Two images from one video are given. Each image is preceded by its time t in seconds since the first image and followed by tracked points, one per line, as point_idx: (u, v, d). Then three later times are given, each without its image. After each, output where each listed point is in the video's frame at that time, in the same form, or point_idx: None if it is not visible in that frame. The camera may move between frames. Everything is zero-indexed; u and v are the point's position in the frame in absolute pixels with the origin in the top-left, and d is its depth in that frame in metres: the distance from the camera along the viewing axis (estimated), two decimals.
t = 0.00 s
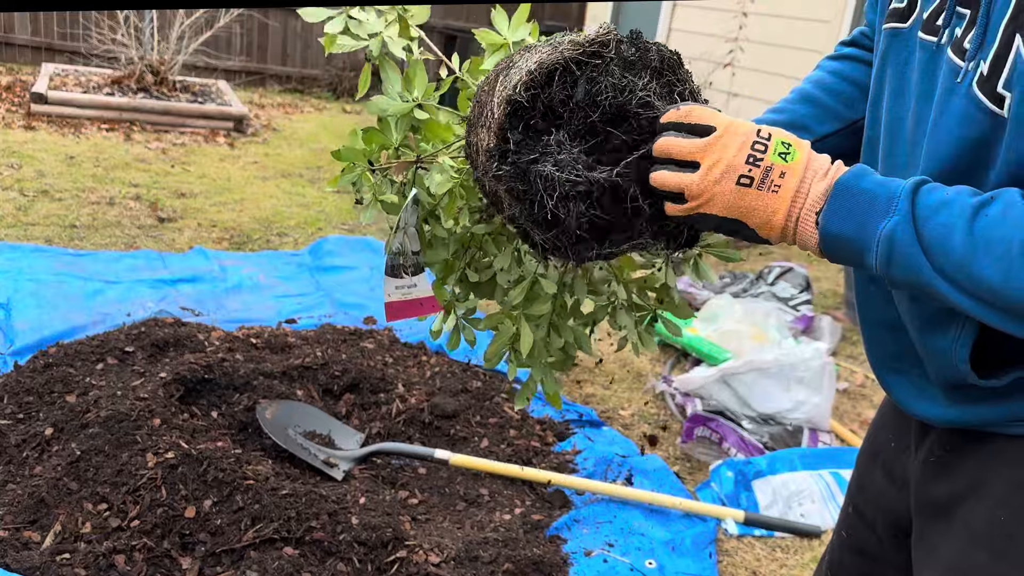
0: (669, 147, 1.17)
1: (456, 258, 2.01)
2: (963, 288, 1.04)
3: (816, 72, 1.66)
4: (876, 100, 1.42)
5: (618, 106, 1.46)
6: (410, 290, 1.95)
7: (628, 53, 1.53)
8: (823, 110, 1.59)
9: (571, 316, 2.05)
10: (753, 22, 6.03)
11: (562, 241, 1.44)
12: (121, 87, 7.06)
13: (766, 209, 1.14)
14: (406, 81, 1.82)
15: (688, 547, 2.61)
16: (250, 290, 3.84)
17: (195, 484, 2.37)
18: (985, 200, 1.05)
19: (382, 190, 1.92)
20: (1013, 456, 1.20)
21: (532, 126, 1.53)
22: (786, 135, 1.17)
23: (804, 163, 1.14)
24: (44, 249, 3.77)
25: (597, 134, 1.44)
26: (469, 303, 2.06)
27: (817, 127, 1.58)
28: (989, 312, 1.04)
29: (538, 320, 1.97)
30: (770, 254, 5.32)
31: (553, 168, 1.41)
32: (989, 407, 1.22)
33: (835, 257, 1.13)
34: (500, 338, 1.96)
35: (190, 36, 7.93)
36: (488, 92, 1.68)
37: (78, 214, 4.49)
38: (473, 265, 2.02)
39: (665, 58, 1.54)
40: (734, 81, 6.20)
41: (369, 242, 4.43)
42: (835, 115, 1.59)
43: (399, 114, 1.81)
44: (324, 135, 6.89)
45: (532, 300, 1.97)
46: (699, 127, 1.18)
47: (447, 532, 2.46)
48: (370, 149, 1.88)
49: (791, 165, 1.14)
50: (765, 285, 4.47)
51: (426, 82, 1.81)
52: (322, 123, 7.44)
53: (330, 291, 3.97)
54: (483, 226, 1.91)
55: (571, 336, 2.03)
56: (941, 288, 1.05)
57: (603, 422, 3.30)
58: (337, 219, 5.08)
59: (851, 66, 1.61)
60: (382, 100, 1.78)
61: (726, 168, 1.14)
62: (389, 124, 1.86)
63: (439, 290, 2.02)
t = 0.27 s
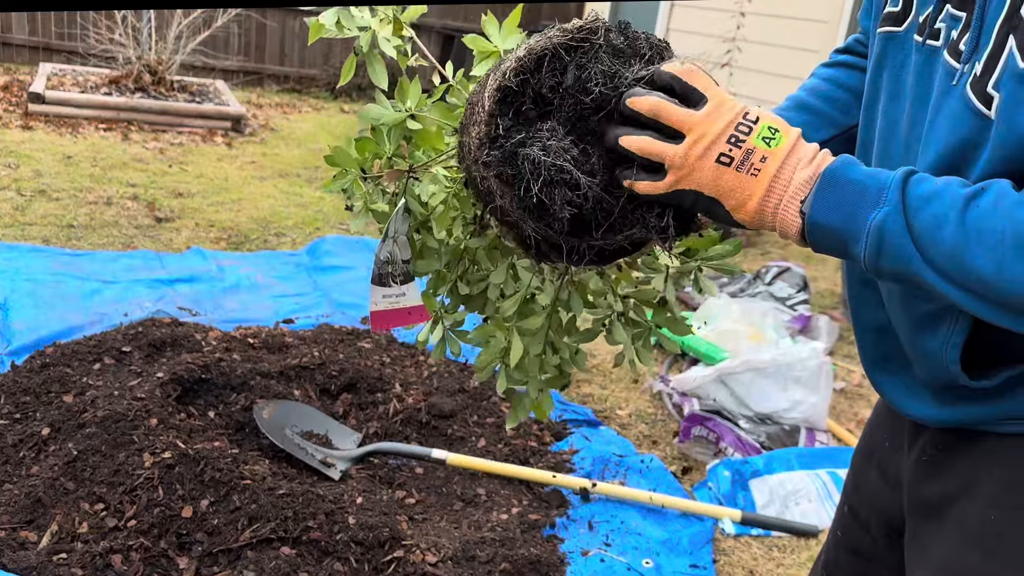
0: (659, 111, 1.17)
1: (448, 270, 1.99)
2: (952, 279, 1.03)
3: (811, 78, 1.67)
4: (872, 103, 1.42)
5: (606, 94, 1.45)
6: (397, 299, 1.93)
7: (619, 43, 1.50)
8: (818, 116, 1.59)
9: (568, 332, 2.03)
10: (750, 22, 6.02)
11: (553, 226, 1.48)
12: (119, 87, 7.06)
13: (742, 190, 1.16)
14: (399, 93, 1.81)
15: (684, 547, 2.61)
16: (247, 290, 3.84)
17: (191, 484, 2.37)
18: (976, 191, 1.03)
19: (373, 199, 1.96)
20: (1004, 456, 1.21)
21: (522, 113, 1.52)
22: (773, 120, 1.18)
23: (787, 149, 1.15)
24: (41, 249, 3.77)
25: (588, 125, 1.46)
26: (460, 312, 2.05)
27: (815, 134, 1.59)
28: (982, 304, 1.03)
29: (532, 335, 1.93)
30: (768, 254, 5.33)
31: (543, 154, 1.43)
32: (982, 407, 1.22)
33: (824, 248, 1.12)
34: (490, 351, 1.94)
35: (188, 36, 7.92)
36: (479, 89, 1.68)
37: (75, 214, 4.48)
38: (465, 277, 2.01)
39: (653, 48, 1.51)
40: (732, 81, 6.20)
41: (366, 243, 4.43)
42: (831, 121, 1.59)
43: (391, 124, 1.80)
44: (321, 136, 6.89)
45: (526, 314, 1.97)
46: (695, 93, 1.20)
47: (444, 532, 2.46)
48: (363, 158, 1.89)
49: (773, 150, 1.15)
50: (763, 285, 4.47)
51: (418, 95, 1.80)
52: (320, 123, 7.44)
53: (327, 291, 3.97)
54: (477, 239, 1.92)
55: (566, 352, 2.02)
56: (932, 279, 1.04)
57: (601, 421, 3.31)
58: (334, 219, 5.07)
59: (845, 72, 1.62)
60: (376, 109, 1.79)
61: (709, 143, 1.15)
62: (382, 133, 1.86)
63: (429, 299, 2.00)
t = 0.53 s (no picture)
0: (671, 90, 1.17)
1: (435, 255, 1.98)
2: (938, 269, 1.03)
3: (805, 78, 1.67)
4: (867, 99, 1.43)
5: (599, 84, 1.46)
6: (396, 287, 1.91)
7: (612, 34, 1.52)
8: (813, 116, 1.59)
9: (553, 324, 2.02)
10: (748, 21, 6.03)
11: (542, 218, 1.46)
12: (116, 86, 7.04)
13: (740, 178, 1.14)
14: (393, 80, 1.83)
15: (683, 546, 2.61)
16: (245, 289, 3.83)
17: (189, 483, 2.37)
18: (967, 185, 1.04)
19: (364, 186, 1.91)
20: (998, 454, 1.21)
21: (513, 103, 1.53)
22: (781, 114, 1.18)
23: (789, 143, 1.14)
24: (38, 248, 3.77)
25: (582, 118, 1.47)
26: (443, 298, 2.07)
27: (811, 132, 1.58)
28: (973, 301, 1.03)
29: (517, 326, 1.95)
30: (765, 253, 5.33)
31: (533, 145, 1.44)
32: (976, 405, 1.23)
33: (818, 246, 1.14)
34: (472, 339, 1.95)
35: (185, 35, 7.91)
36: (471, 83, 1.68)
37: (73, 213, 4.48)
38: (451, 265, 2.01)
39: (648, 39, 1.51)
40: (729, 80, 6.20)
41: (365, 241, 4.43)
42: (826, 119, 1.59)
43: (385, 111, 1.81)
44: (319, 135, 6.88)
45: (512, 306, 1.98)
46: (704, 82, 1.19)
47: (442, 530, 2.46)
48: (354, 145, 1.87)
49: (774, 143, 1.14)
50: (761, 284, 4.48)
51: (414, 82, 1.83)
52: (317, 122, 7.43)
53: (325, 290, 3.97)
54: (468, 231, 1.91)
55: (551, 345, 2.01)
56: (923, 276, 1.05)
57: (599, 420, 3.31)
58: (332, 218, 5.07)
59: (839, 72, 1.62)
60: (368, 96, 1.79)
61: (713, 127, 1.15)
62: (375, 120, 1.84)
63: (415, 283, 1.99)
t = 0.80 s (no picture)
0: (631, 62, 1.19)
1: (438, 270, 2.02)
2: (914, 236, 1.03)
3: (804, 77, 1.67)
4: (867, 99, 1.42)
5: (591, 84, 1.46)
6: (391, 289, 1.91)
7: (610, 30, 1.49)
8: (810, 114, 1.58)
9: (558, 330, 2.02)
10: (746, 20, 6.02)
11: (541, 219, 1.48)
12: (113, 85, 7.03)
13: (710, 142, 1.15)
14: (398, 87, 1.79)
15: (680, 545, 2.62)
16: (242, 288, 3.83)
17: (187, 481, 2.37)
18: (946, 151, 1.03)
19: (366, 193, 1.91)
20: (996, 451, 1.22)
21: (508, 105, 1.53)
22: (746, 74, 1.18)
23: (757, 102, 1.14)
24: (36, 247, 3.76)
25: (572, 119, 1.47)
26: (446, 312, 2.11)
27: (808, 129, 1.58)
28: (947, 268, 1.03)
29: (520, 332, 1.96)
30: (764, 252, 5.34)
31: (526, 147, 1.46)
32: (971, 399, 1.23)
33: (792, 205, 1.12)
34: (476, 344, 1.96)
35: (183, 34, 7.90)
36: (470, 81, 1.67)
37: (70, 211, 4.47)
38: (455, 276, 2.05)
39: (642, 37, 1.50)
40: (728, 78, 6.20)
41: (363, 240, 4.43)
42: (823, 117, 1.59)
43: (388, 117, 1.77)
44: (317, 134, 6.88)
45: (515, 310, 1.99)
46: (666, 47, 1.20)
47: (440, 529, 2.46)
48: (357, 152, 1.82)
49: (743, 102, 1.14)
50: (758, 282, 4.48)
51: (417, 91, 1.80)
52: (315, 121, 7.43)
53: (323, 288, 3.97)
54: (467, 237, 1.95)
55: (554, 348, 2.01)
56: (897, 242, 1.04)
57: (597, 419, 3.31)
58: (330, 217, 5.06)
59: (836, 71, 1.62)
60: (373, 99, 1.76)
61: (679, 94, 1.16)
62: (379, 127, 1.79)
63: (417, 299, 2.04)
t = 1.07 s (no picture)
0: (637, 47, 1.16)
1: (438, 266, 2.00)
2: (915, 234, 1.03)
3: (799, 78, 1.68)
4: (861, 95, 1.43)
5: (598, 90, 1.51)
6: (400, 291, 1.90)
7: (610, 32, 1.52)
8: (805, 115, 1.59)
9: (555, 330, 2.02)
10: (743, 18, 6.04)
11: (546, 215, 1.53)
12: (111, 83, 7.03)
13: (703, 139, 1.14)
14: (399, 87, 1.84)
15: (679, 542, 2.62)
16: (241, 286, 3.83)
17: (185, 480, 2.37)
18: (944, 147, 1.03)
19: (369, 188, 1.92)
20: (994, 448, 1.22)
21: (515, 101, 1.55)
22: (748, 68, 1.15)
23: (755, 99, 1.12)
24: (34, 246, 3.76)
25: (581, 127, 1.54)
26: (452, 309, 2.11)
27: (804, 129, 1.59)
28: (948, 267, 1.03)
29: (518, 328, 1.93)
30: (762, 250, 5.34)
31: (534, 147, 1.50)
32: (970, 397, 1.23)
33: (792, 206, 1.12)
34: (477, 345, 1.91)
35: (181, 32, 7.89)
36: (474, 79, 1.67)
37: (68, 210, 4.47)
38: (455, 273, 2.03)
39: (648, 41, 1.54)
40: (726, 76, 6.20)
41: (361, 238, 4.43)
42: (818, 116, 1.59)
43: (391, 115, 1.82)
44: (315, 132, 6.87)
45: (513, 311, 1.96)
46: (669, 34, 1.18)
47: (439, 527, 2.46)
48: (362, 147, 1.88)
49: (740, 100, 1.12)
50: (756, 280, 4.49)
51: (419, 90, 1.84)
52: (314, 119, 7.42)
53: (321, 287, 3.96)
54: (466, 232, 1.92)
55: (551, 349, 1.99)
56: (897, 243, 1.05)
57: (595, 417, 3.31)
58: (328, 215, 5.06)
59: (832, 71, 1.63)
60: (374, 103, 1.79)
61: (679, 86, 1.14)
62: (381, 123, 1.87)
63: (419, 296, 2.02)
